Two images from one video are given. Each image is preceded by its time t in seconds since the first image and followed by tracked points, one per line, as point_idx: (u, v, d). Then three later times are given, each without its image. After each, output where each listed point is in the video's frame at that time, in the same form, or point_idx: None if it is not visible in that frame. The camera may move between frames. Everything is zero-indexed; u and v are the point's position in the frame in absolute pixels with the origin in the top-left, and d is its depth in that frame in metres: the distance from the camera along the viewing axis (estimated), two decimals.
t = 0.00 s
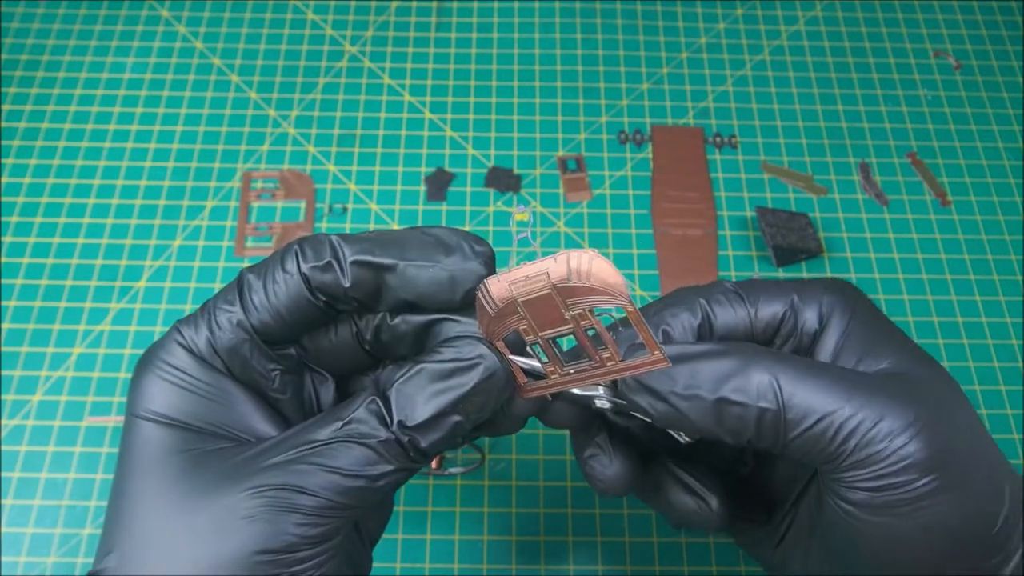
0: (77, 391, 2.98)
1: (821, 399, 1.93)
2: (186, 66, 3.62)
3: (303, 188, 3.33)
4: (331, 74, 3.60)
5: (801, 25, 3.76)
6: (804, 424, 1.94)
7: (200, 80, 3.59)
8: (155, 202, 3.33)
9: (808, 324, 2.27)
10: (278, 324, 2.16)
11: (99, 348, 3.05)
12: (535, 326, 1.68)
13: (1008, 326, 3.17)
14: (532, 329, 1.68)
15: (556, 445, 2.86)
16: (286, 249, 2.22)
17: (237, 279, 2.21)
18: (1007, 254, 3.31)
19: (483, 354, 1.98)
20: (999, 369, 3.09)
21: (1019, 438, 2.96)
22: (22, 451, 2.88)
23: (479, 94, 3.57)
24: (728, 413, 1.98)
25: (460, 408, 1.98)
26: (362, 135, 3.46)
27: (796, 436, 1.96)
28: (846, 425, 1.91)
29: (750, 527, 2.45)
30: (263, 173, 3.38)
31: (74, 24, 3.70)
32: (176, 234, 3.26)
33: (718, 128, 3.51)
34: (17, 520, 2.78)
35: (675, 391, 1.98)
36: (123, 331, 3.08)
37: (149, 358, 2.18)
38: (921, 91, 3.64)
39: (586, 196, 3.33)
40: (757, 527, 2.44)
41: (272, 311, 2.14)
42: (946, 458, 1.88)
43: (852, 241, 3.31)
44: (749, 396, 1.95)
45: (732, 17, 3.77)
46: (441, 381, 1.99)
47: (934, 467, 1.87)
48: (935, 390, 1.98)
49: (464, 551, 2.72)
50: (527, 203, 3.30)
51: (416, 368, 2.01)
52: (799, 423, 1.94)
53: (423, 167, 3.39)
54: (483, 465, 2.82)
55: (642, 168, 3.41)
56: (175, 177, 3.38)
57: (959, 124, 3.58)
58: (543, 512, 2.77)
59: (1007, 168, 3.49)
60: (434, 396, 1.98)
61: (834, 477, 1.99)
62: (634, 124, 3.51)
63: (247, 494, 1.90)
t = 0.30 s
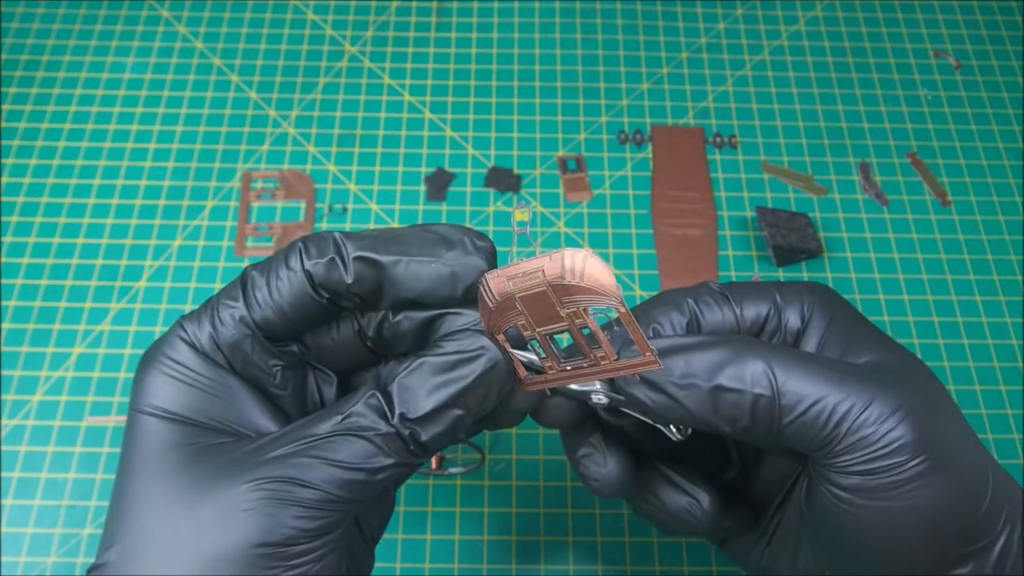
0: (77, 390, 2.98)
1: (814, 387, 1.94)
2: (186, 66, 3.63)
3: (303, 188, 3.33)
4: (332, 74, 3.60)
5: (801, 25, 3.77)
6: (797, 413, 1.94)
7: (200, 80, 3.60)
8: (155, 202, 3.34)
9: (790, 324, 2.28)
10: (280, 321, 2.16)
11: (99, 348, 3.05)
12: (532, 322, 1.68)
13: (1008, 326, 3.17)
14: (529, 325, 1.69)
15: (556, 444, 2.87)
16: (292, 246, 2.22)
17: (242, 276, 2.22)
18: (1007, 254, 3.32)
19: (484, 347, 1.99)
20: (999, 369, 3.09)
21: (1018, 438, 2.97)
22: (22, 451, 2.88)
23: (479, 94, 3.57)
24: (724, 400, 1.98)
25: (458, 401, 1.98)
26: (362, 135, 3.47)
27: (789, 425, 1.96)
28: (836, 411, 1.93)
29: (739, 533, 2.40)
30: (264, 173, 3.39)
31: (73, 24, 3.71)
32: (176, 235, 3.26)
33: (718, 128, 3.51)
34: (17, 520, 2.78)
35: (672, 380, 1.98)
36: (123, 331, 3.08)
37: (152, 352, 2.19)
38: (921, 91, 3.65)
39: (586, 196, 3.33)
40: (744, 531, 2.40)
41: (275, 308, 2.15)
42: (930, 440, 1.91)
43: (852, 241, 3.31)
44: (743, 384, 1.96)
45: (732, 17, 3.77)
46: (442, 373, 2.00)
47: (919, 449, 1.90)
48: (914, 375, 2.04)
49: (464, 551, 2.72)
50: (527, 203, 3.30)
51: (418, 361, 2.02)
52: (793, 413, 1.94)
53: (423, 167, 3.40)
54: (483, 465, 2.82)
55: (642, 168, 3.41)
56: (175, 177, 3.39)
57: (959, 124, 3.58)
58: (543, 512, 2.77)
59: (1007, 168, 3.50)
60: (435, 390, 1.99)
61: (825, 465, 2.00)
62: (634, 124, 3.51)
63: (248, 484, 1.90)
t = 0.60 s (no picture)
0: (77, 390, 2.98)
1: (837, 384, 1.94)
2: (186, 66, 3.62)
3: (303, 189, 3.32)
4: (332, 74, 3.59)
5: (801, 26, 3.76)
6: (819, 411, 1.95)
7: (200, 80, 3.59)
8: (155, 202, 3.33)
9: (827, 317, 2.25)
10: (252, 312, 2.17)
11: (99, 348, 3.04)
12: (513, 278, 1.77)
13: (1008, 326, 3.17)
14: (512, 282, 1.77)
15: (556, 444, 2.86)
16: (262, 239, 2.24)
17: (211, 270, 2.23)
18: (1007, 254, 3.31)
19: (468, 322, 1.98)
20: (999, 369, 3.08)
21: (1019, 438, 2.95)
22: (22, 451, 2.87)
23: (479, 94, 3.57)
24: (740, 389, 2.01)
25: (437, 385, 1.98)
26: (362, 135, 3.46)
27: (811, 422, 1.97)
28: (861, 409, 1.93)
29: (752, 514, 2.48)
30: (264, 173, 3.38)
31: (74, 24, 3.70)
32: (177, 234, 3.26)
33: (718, 128, 3.51)
34: (17, 520, 2.77)
35: (690, 365, 2.04)
36: (123, 331, 3.07)
37: (122, 350, 2.18)
38: (921, 91, 3.64)
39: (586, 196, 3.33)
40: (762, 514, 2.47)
41: (243, 300, 2.15)
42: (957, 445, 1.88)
43: (852, 241, 3.30)
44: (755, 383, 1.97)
45: (732, 17, 3.76)
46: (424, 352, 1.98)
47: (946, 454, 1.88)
48: (951, 380, 1.99)
49: (464, 551, 2.71)
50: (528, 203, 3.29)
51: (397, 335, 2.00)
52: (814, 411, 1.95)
53: (424, 167, 3.39)
54: (483, 464, 2.82)
55: (642, 168, 3.41)
56: (175, 177, 3.38)
57: (959, 124, 3.58)
58: (542, 511, 2.76)
59: (1007, 168, 3.49)
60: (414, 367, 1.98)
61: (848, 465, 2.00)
62: (634, 124, 3.50)
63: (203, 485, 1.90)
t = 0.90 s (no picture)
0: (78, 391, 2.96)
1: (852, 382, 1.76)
2: (186, 67, 3.60)
3: (302, 189, 3.31)
4: (331, 75, 3.58)
5: (802, 25, 3.74)
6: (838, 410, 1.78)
7: (200, 81, 3.57)
8: (156, 203, 3.31)
9: None
10: (209, 352, 1.93)
11: (100, 349, 3.03)
12: (512, 262, 1.72)
13: (1008, 325, 3.14)
14: (512, 267, 1.72)
15: (556, 445, 2.85)
16: (207, 266, 2.02)
17: (148, 311, 1.96)
18: (1007, 254, 3.28)
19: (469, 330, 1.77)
20: (1000, 369, 3.06)
21: (1020, 438, 2.92)
22: (23, 452, 2.85)
23: (479, 94, 3.55)
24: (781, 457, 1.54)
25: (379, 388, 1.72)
26: (361, 135, 3.44)
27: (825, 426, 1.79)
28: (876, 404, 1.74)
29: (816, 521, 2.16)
30: (264, 174, 3.36)
31: (74, 25, 3.69)
32: (177, 235, 3.24)
33: (718, 128, 3.49)
34: (18, 521, 2.76)
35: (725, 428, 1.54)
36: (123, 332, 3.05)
37: (51, 430, 1.86)
38: (922, 91, 3.61)
39: (586, 196, 3.31)
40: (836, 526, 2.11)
41: (201, 333, 1.92)
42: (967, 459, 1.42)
43: (852, 241, 3.28)
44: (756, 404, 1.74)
45: (732, 17, 3.74)
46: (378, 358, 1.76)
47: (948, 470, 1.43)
48: None
49: (465, 552, 2.69)
50: (528, 203, 3.28)
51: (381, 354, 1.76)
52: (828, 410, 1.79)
53: (423, 167, 3.37)
54: (484, 465, 2.80)
55: (642, 168, 3.39)
56: (175, 178, 3.36)
57: (959, 124, 3.55)
58: (543, 512, 2.75)
59: (1007, 167, 3.47)
60: (425, 392, 1.75)
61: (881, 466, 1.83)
62: (634, 124, 3.48)
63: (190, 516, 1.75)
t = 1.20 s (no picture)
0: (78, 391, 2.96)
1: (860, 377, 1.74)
2: (186, 67, 3.61)
3: (303, 189, 3.31)
4: (331, 75, 3.58)
5: (801, 25, 3.74)
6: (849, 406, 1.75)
7: (201, 81, 3.58)
8: (156, 202, 3.31)
9: None
10: (207, 361, 1.92)
11: (100, 349, 3.03)
12: (517, 253, 1.72)
13: (1007, 325, 3.14)
14: (517, 258, 1.73)
15: (556, 445, 2.85)
16: (206, 274, 2.01)
17: (146, 320, 1.95)
18: (1007, 254, 3.29)
19: (475, 326, 1.77)
20: (999, 369, 3.06)
21: (1019, 437, 2.93)
22: (23, 452, 2.85)
23: (479, 94, 3.55)
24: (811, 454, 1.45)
25: (374, 387, 1.72)
26: (362, 135, 3.45)
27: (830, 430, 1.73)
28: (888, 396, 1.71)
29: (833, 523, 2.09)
30: (264, 174, 3.36)
31: (74, 25, 3.69)
32: (177, 235, 3.24)
33: (718, 128, 3.49)
34: (18, 521, 2.76)
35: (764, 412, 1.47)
36: (123, 332, 3.06)
37: (51, 438, 1.87)
38: (922, 91, 3.62)
39: (586, 196, 3.31)
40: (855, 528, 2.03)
41: (197, 344, 1.91)
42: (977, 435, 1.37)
43: (852, 241, 3.28)
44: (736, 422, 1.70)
45: (732, 17, 3.75)
46: (383, 353, 1.76)
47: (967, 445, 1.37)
48: None
49: (465, 552, 2.69)
50: (528, 203, 3.28)
51: (381, 352, 1.76)
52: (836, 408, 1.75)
53: (423, 167, 3.38)
54: (484, 465, 2.81)
55: (642, 168, 3.39)
56: (175, 178, 3.37)
57: (959, 124, 3.56)
58: (543, 511, 2.75)
59: (1007, 167, 3.47)
60: (425, 388, 1.74)
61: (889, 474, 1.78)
62: (634, 124, 3.49)
63: (189, 521, 1.76)
